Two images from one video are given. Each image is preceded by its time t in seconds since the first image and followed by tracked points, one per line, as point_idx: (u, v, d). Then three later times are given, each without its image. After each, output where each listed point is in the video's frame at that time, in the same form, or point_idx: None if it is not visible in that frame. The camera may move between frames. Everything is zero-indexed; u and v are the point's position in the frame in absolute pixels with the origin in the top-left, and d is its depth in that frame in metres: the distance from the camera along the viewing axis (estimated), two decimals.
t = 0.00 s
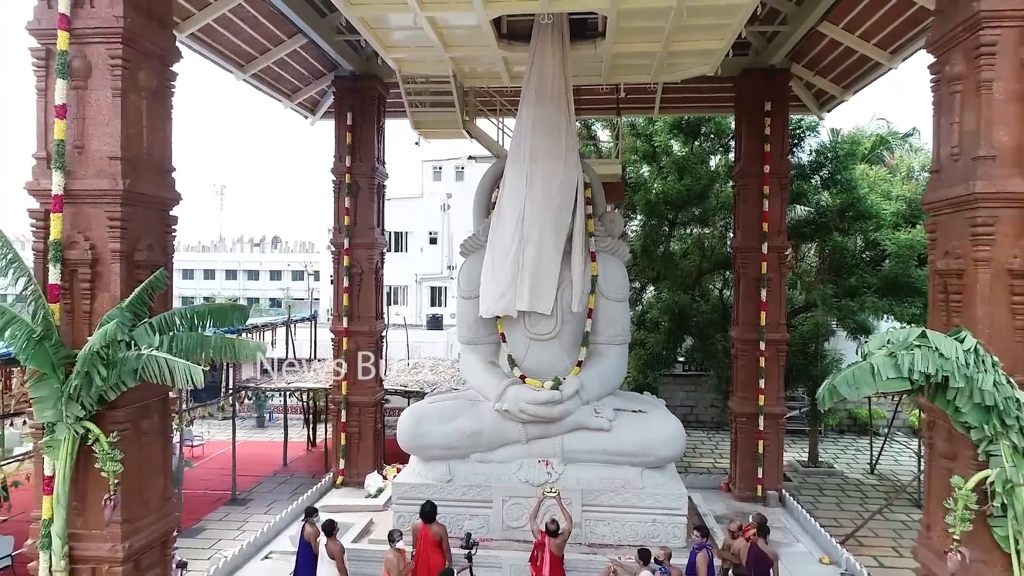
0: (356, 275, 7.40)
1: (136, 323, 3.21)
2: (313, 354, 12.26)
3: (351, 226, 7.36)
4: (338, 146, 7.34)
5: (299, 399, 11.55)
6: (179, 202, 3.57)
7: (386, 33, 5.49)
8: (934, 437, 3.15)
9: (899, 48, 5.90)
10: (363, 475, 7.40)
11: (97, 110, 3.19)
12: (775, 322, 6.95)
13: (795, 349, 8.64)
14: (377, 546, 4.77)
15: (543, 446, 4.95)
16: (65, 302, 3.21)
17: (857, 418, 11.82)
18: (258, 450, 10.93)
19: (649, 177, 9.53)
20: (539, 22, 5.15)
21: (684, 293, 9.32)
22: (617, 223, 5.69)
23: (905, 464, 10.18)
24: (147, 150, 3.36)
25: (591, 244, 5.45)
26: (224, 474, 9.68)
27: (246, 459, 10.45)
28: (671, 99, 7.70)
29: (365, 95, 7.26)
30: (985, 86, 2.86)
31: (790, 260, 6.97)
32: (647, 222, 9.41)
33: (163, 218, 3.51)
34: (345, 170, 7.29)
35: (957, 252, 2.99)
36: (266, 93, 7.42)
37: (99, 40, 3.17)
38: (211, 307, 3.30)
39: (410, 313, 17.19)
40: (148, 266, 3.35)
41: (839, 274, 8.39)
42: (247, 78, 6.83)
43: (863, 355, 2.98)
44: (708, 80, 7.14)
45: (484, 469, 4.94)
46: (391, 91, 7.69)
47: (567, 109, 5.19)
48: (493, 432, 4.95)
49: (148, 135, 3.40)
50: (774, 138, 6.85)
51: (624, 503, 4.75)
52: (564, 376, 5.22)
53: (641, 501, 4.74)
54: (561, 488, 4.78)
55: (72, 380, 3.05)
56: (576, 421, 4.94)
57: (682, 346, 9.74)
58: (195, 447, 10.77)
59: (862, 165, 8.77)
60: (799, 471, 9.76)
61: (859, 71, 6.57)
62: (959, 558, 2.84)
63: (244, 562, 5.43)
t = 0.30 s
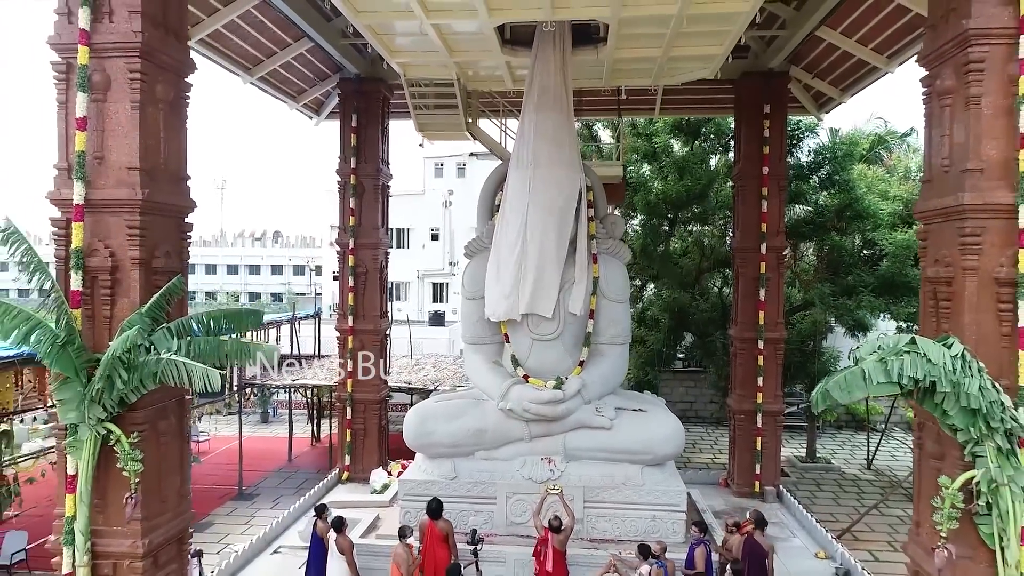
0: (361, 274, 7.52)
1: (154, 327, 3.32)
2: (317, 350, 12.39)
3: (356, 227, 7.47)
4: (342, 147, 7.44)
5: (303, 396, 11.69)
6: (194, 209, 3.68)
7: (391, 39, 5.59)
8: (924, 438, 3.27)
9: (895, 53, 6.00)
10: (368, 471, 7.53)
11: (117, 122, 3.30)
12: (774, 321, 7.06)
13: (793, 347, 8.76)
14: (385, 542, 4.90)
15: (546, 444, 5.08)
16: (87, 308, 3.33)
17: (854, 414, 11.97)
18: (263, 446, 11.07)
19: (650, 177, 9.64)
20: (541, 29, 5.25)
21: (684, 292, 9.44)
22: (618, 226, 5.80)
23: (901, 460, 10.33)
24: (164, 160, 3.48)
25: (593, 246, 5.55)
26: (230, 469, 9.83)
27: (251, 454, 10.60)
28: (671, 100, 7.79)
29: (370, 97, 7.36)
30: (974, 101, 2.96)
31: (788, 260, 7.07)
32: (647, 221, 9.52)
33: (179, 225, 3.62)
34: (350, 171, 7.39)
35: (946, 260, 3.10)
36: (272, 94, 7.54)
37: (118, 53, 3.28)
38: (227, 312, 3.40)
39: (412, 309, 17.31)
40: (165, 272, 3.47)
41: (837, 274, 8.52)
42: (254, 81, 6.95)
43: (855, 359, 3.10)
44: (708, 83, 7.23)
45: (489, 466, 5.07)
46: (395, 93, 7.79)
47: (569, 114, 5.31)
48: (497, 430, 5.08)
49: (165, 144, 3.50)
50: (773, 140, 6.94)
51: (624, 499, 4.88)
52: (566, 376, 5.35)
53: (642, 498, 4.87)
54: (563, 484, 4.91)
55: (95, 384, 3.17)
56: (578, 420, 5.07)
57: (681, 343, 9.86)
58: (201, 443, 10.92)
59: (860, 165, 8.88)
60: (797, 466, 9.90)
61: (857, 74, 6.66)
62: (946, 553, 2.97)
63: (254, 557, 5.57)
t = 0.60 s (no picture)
0: (366, 274, 7.63)
1: (172, 332, 3.44)
2: (321, 347, 12.51)
3: (361, 227, 7.58)
4: (347, 149, 7.54)
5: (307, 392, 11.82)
6: (208, 217, 3.79)
7: (396, 44, 5.68)
8: (914, 439, 3.39)
9: (892, 57, 6.10)
10: (373, 467, 7.67)
11: (135, 134, 3.41)
12: (772, 320, 7.18)
13: (792, 344, 8.89)
14: (392, 537, 5.03)
15: (549, 442, 5.21)
16: (106, 313, 3.45)
17: (852, 410, 12.12)
18: (268, 442, 11.22)
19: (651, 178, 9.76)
20: (545, 35, 5.35)
21: (683, 290, 9.56)
22: (619, 228, 5.91)
23: (897, 456, 10.47)
24: (180, 170, 3.59)
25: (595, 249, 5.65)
26: (236, 465, 9.98)
27: (256, 450, 10.74)
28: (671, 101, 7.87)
29: (374, 99, 7.46)
30: (964, 115, 3.07)
31: (786, 260, 7.18)
32: (648, 220, 9.64)
33: (194, 232, 3.73)
34: (355, 173, 7.49)
35: (936, 268, 3.22)
36: (278, 96, 7.65)
37: (135, 67, 3.39)
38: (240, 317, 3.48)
39: (414, 305, 17.44)
40: (182, 278, 3.59)
41: (834, 274, 8.69)
42: (260, 83, 7.06)
43: (847, 364, 3.22)
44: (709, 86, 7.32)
45: (493, 464, 5.20)
46: (399, 94, 7.89)
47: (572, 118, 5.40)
48: (500, 429, 5.20)
49: (181, 154, 3.61)
50: (772, 141, 7.03)
51: (625, 496, 5.01)
52: (568, 375, 5.47)
53: (642, 494, 5.00)
54: (565, 482, 5.04)
55: (116, 387, 3.29)
56: (580, 419, 5.19)
57: (681, 340, 9.97)
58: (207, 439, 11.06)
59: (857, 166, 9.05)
60: (795, 462, 10.05)
61: (855, 77, 6.75)
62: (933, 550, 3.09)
63: (263, 552, 5.71)
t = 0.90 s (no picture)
0: (371, 274, 7.74)
1: (189, 338, 3.56)
2: (325, 344, 12.64)
3: (366, 229, 7.69)
4: (353, 151, 7.66)
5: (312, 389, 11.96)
6: (222, 225, 3.91)
7: (401, 51, 5.78)
8: (905, 441, 3.51)
9: (890, 63, 6.21)
10: (378, 464, 7.81)
11: (153, 146, 3.53)
12: (771, 320, 7.31)
13: (791, 343, 9.01)
14: (399, 534, 5.17)
15: (552, 441, 5.34)
16: (127, 320, 3.58)
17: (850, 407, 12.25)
18: (274, 438, 11.36)
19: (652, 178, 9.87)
20: (548, 43, 5.46)
21: (684, 289, 9.68)
22: (621, 231, 6.01)
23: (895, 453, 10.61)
24: (196, 180, 3.70)
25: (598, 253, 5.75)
26: (243, 461, 10.13)
27: (262, 446, 10.89)
28: (672, 104, 7.96)
29: (379, 102, 7.57)
30: (954, 130, 3.18)
31: (785, 261, 7.29)
32: (649, 220, 9.76)
33: (209, 240, 3.85)
34: (361, 175, 7.60)
35: (927, 277, 3.33)
36: (284, 99, 7.77)
37: (153, 81, 3.50)
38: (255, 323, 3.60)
39: (417, 302, 17.56)
40: (198, 285, 3.71)
41: (832, 274, 8.84)
42: (267, 88, 7.18)
43: (842, 370, 3.34)
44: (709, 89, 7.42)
45: (497, 462, 5.33)
46: (403, 97, 7.98)
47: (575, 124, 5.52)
48: (504, 428, 5.33)
49: (196, 164, 3.73)
50: (771, 144, 7.13)
51: (626, 494, 5.15)
52: (571, 376, 5.60)
53: (642, 492, 5.13)
54: (568, 480, 5.17)
55: (136, 391, 3.42)
56: (582, 419, 5.32)
57: (681, 339, 10.09)
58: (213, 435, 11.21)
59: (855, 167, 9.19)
60: (794, 459, 10.18)
61: (853, 81, 6.85)
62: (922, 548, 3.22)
63: (273, 548, 5.86)
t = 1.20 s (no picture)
0: (377, 276, 7.87)
1: (208, 343, 3.70)
2: (329, 342, 12.77)
3: (372, 231, 7.81)
4: (358, 154, 7.78)
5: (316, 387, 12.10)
6: (238, 234, 4.04)
7: (408, 59, 5.89)
8: (897, 442, 3.65)
9: (886, 69, 6.33)
10: (384, 462, 7.97)
11: (173, 159, 3.66)
12: (769, 321, 7.45)
13: (789, 342, 9.14)
14: (408, 531, 5.32)
15: (555, 441, 5.49)
16: (148, 326, 3.71)
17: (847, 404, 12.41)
18: (279, 435, 11.51)
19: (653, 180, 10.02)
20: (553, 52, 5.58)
21: (684, 289, 9.82)
22: (622, 235, 6.13)
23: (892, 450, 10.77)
24: (213, 191, 3.83)
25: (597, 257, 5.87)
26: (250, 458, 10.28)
27: (268, 443, 11.04)
28: (673, 107, 8.07)
29: (384, 106, 7.68)
30: (943, 144, 3.31)
31: (784, 263, 7.42)
32: (650, 221, 9.90)
33: (226, 249, 3.98)
34: (366, 177, 7.72)
35: (918, 285, 3.47)
36: (291, 103, 7.90)
37: (173, 96, 3.63)
38: (270, 329, 3.72)
39: (419, 300, 17.70)
40: (216, 292, 3.85)
41: (830, 275, 9.00)
42: (275, 92, 7.32)
43: (836, 376, 3.48)
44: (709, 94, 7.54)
45: (502, 461, 5.48)
46: (408, 100, 8.10)
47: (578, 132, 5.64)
48: (509, 428, 5.48)
49: (213, 175, 3.85)
50: (770, 148, 7.26)
51: (628, 492, 5.29)
52: (573, 378, 5.74)
53: (643, 490, 5.28)
54: (572, 478, 5.32)
55: (159, 395, 3.56)
56: (585, 419, 5.48)
57: (681, 337, 10.23)
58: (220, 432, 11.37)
59: (853, 170, 9.36)
60: (792, 456, 10.34)
61: (851, 86, 6.97)
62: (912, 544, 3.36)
63: (284, 545, 6.01)
